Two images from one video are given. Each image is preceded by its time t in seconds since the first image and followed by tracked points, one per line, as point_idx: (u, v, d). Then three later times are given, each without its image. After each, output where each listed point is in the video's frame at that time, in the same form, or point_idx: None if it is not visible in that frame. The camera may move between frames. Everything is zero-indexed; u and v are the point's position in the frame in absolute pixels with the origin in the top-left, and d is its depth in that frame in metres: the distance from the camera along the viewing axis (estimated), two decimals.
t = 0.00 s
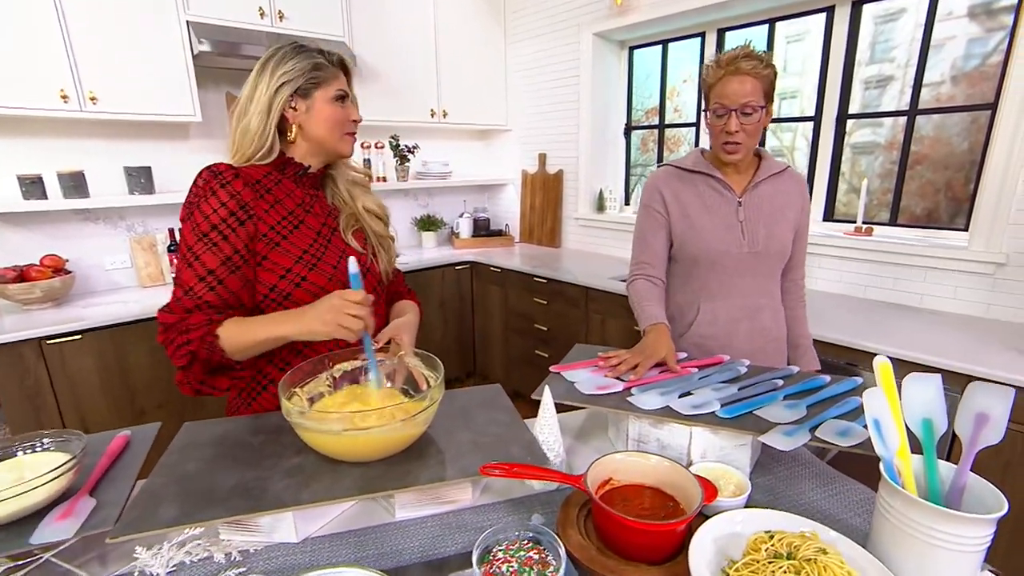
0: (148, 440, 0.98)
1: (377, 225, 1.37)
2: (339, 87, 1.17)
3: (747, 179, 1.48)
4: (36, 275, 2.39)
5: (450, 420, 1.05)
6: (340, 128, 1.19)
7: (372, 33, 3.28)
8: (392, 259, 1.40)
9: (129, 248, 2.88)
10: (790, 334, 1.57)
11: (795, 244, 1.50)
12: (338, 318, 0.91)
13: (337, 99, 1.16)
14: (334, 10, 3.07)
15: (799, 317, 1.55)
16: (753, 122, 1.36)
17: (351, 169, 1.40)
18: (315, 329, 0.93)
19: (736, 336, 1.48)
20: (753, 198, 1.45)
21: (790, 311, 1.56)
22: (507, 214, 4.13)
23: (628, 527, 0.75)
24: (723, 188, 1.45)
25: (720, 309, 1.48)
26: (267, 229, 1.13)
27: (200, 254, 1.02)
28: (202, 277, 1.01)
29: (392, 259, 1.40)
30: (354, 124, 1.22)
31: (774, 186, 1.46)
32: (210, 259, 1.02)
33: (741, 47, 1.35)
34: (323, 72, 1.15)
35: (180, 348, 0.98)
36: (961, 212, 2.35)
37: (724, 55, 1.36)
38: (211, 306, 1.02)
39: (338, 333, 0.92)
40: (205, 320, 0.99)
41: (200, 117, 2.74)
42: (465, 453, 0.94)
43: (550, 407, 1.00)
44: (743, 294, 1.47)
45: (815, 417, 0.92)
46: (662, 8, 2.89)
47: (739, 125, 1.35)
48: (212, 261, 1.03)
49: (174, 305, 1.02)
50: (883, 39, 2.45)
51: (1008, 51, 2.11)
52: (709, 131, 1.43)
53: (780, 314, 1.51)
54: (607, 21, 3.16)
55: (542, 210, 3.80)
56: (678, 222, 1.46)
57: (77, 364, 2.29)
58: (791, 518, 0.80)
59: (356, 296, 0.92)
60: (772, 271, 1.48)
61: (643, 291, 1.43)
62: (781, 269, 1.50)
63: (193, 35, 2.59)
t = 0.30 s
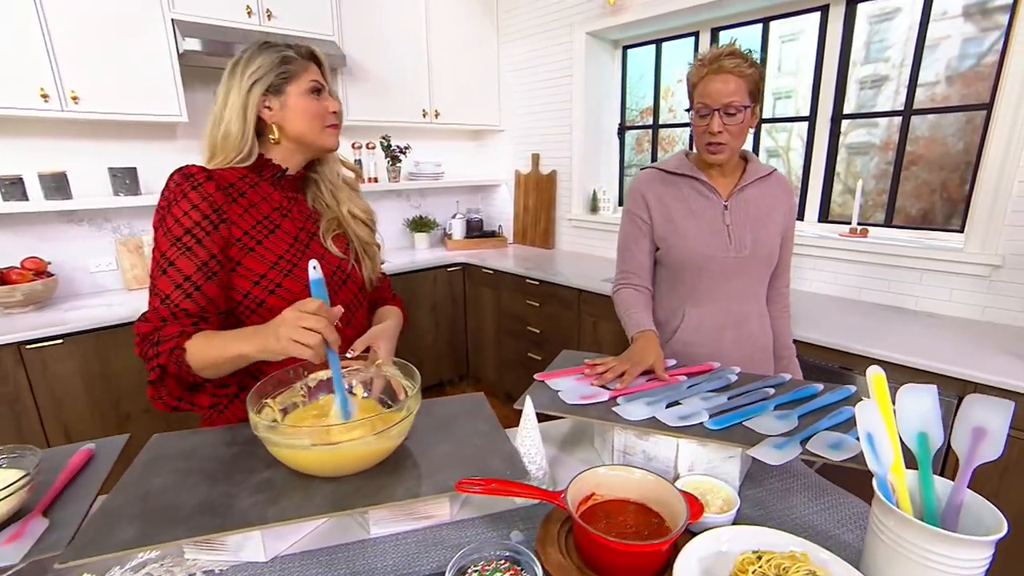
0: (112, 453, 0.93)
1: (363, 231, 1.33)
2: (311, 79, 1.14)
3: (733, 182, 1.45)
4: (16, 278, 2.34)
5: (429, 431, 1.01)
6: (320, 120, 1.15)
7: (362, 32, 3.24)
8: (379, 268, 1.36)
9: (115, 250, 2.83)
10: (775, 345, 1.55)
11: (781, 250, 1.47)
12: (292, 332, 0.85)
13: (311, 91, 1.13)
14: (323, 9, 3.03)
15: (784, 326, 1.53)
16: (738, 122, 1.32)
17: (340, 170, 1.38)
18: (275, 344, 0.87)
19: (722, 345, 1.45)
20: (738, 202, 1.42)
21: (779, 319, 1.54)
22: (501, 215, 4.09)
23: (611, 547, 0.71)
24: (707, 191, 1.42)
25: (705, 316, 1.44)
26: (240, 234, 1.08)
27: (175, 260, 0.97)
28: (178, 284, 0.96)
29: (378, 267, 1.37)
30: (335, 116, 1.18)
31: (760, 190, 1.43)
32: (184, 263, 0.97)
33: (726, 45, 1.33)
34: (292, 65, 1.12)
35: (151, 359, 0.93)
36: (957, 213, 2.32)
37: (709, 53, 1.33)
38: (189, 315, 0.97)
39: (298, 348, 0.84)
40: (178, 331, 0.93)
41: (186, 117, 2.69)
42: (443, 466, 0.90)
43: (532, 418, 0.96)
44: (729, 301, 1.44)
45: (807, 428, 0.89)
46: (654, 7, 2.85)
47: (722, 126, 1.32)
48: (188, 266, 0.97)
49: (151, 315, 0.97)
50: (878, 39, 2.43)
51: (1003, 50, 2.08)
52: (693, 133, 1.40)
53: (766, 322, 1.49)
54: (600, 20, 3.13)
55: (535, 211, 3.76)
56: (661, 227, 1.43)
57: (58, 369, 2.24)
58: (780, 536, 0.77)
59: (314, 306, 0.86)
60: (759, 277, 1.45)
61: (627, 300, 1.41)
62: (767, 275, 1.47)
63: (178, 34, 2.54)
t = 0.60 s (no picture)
0: (69, 468, 0.89)
1: (345, 241, 1.28)
2: (247, 75, 1.09)
3: (719, 182, 1.42)
4: None
5: (406, 442, 0.97)
6: (250, 118, 1.09)
7: (351, 29, 3.19)
8: (357, 274, 1.29)
9: (97, 251, 2.78)
10: (765, 348, 1.52)
11: (769, 252, 1.45)
12: (220, 334, 0.82)
13: (241, 86, 1.08)
14: (310, 6, 2.98)
15: (774, 328, 1.50)
16: (723, 120, 1.28)
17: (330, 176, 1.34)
18: (202, 346, 0.84)
19: (710, 350, 1.42)
20: (725, 201, 1.38)
21: (767, 320, 1.51)
22: (493, 215, 4.05)
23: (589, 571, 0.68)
24: (694, 191, 1.38)
25: (692, 321, 1.40)
26: (191, 238, 1.05)
27: (117, 265, 0.96)
28: (118, 290, 0.95)
29: (358, 275, 1.30)
30: (272, 115, 1.10)
31: (747, 189, 1.40)
32: (125, 269, 0.96)
33: (713, 39, 1.29)
34: (229, 60, 1.10)
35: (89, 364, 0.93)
36: (952, 214, 2.29)
37: (695, 47, 1.30)
38: (131, 321, 0.95)
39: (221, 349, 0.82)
40: (112, 335, 0.92)
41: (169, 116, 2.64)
42: (417, 480, 0.86)
43: (511, 429, 0.92)
44: (716, 305, 1.40)
45: (796, 440, 0.85)
46: (647, 4, 2.82)
47: (707, 124, 1.28)
48: (128, 272, 0.96)
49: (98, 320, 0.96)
50: (873, 37, 2.39)
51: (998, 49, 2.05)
52: (677, 131, 1.36)
53: (754, 325, 1.46)
54: (592, 18, 3.09)
55: (527, 211, 3.71)
56: (646, 227, 1.39)
57: (36, 373, 2.19)
58: (768, 556, 0.73)
59: (245, 313, 0.82)
60: (746, 279, 1.41)
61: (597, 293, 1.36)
62: (755, 277, 1.43)
63: (161, 31, 2.49)
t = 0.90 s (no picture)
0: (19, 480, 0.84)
1: (315, 246, 1.22)
2: (188, 74, 1.04)
3: (708, 177, 1.38)
4: None
5: (378, 452, 0.92)
6: (191, 120, 1.04)
7: (339, 25, 3.14)
8: (325, 281, 1.23)
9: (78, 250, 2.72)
10: (756, 349, 1.48)
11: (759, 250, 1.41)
12: (217, 346, 0.78)
13: (182, 87, 1.04)
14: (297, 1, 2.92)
15: (765, 329, 1.46)
16: (709, 115, 1.24)
17: (294, 178, 1.28)
18: (198, 357, 0.80)
19: (700, 352, 1.38)
20: (714, 197, 1.34)
21: (757, 319, 1.47)
22: (485, 214, 4.00)
23: None
24: (682, 187, 1.35)
25: (680, 322, 1.37)
26: (141, 241, 1.00)
27: (80, 274, 0.92)
28: (85, 300, 0.90)
29: (326, 281, 1.24)
30: (213, 117, 1.05)
31: (736, 184, 1.37)
32: (86, 277, 0.91)
33: (698, 28, 1.25)
34: (173, 57, 1.05)
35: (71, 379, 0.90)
36: (946, 212, 2.26)
37: (680, 37, 1.25)
38: (103, 332, 0.91)
39: (222, 363, 0.78)
40: (93, 350, 0.89)
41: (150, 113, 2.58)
42: (386, 492, 0.82)
43: (486, 439, 0.88)
44: (706, 306, 1.36)
45: (785, 450, 0.81)
46: None
47: (693, 119, 1.24)
48: (92, 279, 0.92)
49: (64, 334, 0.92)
50: (867, 33, 2.35)
51: (994, 45, 2.02)
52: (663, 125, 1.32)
53: (745, 326, 1.42)
54: (584, 14, 3.05)
55: (519, 210, 3.67)
56: (631, 225, 1.35)
57: (11, 376, 2.13)
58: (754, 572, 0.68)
59: (239, 319, 0.79)
60: (736, 278, 1.37)
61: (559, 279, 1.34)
62: (746, 276, 1.39)
63: (141, 25, 2.44)
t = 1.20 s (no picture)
0: None
1: (287, 242, 1.19)
2: (143, 53, 0.99)
3: (699, 166, 1.34)
4: None
5: (349, 453, 0.88)
6: (149, 103, 1.00)
7: (328, 15, 3.08)
8: (299, 278, 1.20)
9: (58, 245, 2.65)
10: (749, 345, 1.44)
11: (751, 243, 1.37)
12: (128, 355, 0.70)
13: (138, 67, 0.99)
14: None
15: (758, 324, 1.42)
16: (697, 101, 1.20)
17: (268, 168, 1.24)
18: (116, 369, 0.73)
19: (690, 348, 1.34)
20: (705, 185, 1.30)
21: (750, 315, 1.43)
22: (477, 207, 3.94)
23: None
24: (672, 177, 1.31)
25: (670, 318, 1.33)
26: (98, 236, 0.96)
27: (29, 267, 0.86)
28: (34, 293, 0.85)
29: (300, 279, 1.20)
30: (174, 99, 1.01)
31: (729, 171, 1.32)
32: (39, 270, 0.86)
33: (684, 10, 1.20)
34: (126, 35, 1.00)
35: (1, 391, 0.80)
36: (942, 205, 2.23)
37: (664, 20, 1.21)
38: (53, 330, 0.84)
39: (135, 373, 0.71)
40: (30, 354, 0.80)
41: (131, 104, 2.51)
42: (355, 496, 0.78)
43: (461, 441, 0.83)
44: (695, 300, 1.33)
45: (774, 452, 0.78)
46: None
47: (680, 105, 1.20)
48: (45, 272, 0.86)
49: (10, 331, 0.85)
50: (863, 23, 2.31)
51: (992, 35, 1.98)
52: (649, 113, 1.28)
53: (736, 322, 1.38)
54: (576, 3, 2.99)
55: (511, 203, 3.61)
56: (618, 217, 1.32)
57: None
58: None
59: (147, 323, 0.71)
60: (727, 272, 1.34)
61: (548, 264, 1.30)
62: (738, 269, 1.36)
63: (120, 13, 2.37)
